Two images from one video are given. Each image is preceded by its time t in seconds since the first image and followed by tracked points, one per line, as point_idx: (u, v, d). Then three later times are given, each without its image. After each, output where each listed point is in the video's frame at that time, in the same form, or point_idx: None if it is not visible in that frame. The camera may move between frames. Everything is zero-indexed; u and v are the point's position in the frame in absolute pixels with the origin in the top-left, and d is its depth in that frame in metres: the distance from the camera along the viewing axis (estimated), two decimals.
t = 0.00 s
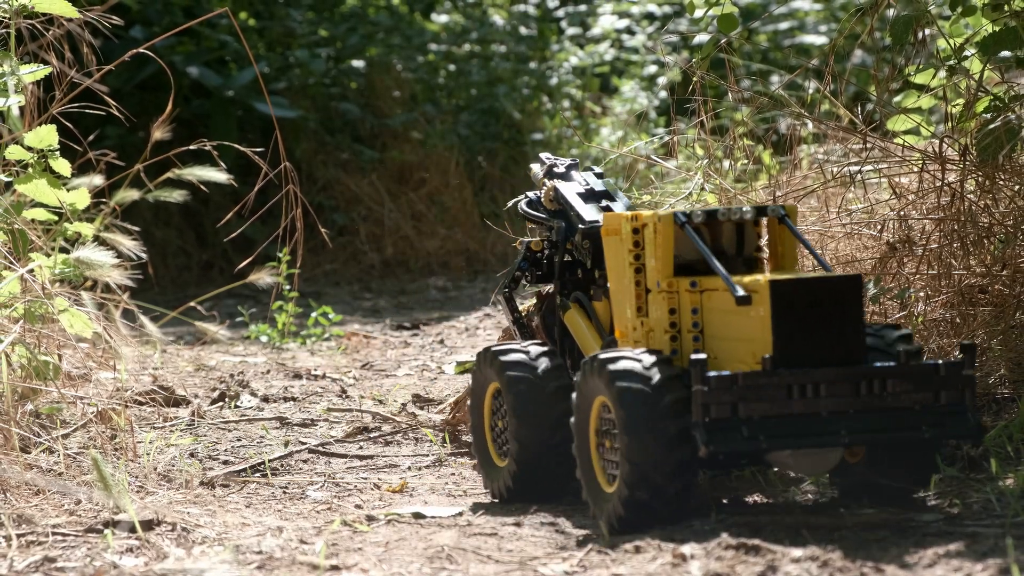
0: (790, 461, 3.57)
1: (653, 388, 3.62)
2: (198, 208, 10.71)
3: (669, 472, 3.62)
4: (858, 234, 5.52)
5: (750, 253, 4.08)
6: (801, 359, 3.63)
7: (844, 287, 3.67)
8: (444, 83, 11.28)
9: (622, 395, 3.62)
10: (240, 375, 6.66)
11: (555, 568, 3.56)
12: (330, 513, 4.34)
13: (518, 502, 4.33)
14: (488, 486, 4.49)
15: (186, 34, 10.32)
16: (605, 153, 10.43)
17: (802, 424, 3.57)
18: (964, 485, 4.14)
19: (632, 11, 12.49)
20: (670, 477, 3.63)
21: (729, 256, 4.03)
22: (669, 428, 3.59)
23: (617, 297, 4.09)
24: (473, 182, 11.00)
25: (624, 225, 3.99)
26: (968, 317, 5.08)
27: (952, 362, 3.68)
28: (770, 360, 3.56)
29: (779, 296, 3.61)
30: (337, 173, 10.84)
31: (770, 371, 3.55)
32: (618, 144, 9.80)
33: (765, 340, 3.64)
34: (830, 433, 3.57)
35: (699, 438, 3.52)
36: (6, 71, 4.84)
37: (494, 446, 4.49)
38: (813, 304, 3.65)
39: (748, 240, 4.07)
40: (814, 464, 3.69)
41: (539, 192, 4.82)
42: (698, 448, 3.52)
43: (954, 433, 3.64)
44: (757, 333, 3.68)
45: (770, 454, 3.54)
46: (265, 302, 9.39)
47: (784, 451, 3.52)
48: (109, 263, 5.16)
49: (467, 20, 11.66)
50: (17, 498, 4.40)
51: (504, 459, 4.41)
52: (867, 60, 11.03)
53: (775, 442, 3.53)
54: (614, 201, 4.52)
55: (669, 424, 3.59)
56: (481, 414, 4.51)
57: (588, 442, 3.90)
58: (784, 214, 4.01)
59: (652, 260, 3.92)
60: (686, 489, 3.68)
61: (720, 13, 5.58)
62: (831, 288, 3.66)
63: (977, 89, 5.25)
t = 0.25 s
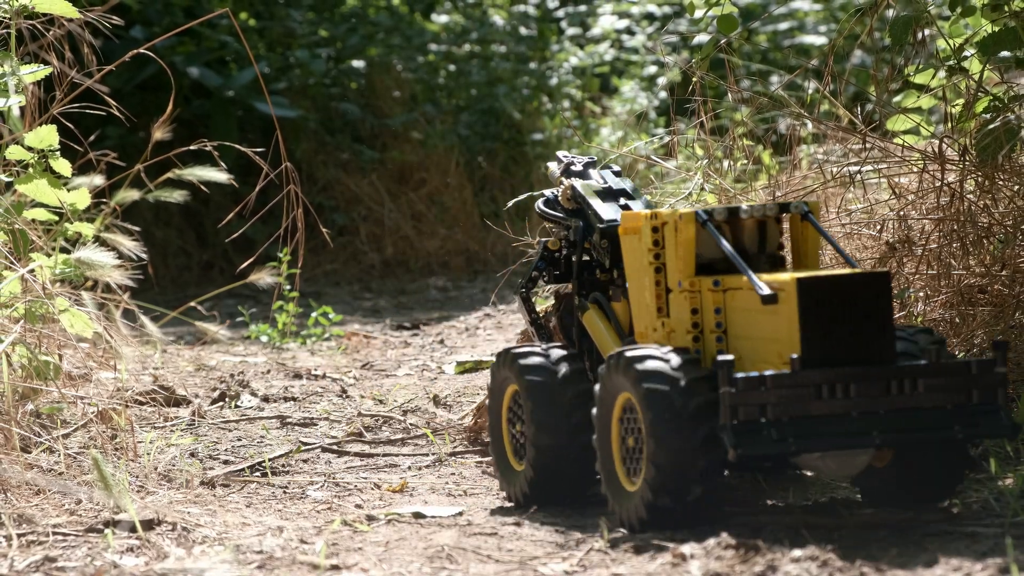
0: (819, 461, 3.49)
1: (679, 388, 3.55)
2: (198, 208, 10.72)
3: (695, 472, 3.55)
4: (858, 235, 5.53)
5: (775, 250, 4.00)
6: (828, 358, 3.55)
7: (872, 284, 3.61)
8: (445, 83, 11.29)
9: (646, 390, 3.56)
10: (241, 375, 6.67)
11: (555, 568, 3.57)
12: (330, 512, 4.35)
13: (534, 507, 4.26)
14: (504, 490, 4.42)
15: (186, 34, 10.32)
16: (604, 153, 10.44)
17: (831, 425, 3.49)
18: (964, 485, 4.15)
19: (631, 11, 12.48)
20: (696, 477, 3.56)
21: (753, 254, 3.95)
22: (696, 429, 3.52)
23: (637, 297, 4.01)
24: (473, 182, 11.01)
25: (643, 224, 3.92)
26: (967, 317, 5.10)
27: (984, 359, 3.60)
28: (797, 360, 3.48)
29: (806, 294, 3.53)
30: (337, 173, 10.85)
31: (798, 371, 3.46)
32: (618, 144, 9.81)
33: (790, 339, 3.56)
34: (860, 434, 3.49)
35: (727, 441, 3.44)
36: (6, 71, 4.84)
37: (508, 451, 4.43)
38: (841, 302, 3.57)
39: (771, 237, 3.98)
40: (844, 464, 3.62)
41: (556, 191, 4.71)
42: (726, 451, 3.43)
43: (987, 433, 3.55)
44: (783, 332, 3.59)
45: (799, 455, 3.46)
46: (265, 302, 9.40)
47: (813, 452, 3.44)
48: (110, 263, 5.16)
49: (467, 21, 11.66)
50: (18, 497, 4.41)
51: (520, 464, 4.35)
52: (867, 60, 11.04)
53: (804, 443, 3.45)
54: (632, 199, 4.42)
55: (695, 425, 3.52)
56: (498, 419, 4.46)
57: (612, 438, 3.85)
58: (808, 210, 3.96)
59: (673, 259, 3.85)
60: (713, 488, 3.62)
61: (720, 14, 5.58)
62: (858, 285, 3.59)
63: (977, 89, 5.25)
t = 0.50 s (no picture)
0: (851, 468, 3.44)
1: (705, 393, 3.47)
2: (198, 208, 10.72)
3: (720, 484, 3.46)
4: (858, 235, 5.54)
5: (798, 251, 3.95)
6: (861, 362, 3.50)
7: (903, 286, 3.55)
8: (445, 83, 11.29)
9: (671, 399, 3.47)
10: (241, 375, 6.68)
11: (555, 567, 3.58)
12: (330, 512, 4.35)
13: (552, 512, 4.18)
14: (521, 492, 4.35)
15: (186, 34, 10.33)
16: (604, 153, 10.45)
17: (864, 430, 3.44)
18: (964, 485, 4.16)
19: (631, 12, 12.47)
20: (720, 490, 3.48)
21: (777, 255, 3.90)
22: (723, 435, 3.44)
23: (657, 298, 3.95)
24: (473, 181, 11.01)
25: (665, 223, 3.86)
26: (967, 317, 5.11)
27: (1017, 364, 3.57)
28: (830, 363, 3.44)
29: (837, 296, 3.49)
30: (338, 173, 10.85)
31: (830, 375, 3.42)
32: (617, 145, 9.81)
33: (822, 342, 3.51)
34: (893, 440, 3.44)
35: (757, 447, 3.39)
36: (7, 71, 4.85)
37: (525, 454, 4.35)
38: (873, 305, 3.52)
39: (796, 238, 3.92)
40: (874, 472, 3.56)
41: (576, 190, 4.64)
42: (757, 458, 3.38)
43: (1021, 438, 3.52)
44: (813, 336, 3.54)
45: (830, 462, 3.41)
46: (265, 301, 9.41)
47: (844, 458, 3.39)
48: (110, 263, 5.17)
49: (467, 21, 11.66)
50: (18, 497, 4.41)
51: (537, 468, 4.27)
52: (867, 61, 11.05)
53: (836, 450, 3.40)
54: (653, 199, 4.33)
55: (721, 435, 3.44)
56: (514, 421, 4.36)
57: (633, 446, 3.75)
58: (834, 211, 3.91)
59: (697, 260, 3.79)
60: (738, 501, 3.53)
61: (720, 14, 5.58)
62: (890, 288, 3.54)
63: (977, 89, 5.26)
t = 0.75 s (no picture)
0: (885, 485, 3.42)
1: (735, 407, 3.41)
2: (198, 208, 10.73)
3: (749, 502, 3.44)
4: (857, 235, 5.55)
5: (828, 257, 3.87)
6: (897, 376, 3.44)
7: (939, 296, 3.48)
8: (445, 84, 11.30)
9: (702, 414, 3.41)
10: (242, 374, 6.68)
11: (555, 566, 3.59)
12: (330, 512, 4.36)
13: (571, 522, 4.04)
14: (541, 505, 4.21)
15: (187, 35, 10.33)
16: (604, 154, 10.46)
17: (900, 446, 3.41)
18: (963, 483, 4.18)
19: (631, 12, 12.47)
20: (748, 508, 3.45)
21: (804, 262, 3.82)
22: (755, 451, 3.40)
23: (682, 307, 3.90)
24: (473, 182, 11.03)
25: (691, 230, 3.78)
26: (965, 317, 5.13)
27: None
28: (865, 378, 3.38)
29: (871, 306, 3.40)
30: (338, 173, 10.86)
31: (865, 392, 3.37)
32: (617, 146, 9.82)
33: (854, 355, 3.43)
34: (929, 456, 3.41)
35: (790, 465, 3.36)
36: (8, 72, 4.86)
37: (548, 463, 4.22)
38: (909, 317, 3.46)
39: (824, 245, 3.86)
40: (908, 487, 3.53)
41: (595, 192, 4.54)
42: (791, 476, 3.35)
43: None
44: (845, 347, 3.46)
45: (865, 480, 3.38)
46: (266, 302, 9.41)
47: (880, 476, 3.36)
48: (110, 264, 5.18)
49: (467, 22, 11.66)
50: (19, 496, 4.42)
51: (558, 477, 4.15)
52: (867, 61, 11.07)
53: (871, 468, 3.38)
54: (675, 200, 4.24)
55: (752, 453, 3.40)
56: (534, 430, 4.26)
57: (661, 458, 3.70)
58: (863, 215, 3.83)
59: (724, 268, 3.71)
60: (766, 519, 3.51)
61: (720, 14, 5.59)
62: (925, 298, 3.48)
63: (976, 90, 5.26)
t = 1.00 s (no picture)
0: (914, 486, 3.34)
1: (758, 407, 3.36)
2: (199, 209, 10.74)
3: (773, 502, 3.39)
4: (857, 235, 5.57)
5: (850, 257, 3.81)
6: (925, 374, 3.39)
7: (967, 295, 3.44)
8: (445, 84, 11.31)
9: (724, 414, 3.37)
10: (242, 374, 6.69)
11: (555, 566, 3.59)
12: (331, 511, 4.37)
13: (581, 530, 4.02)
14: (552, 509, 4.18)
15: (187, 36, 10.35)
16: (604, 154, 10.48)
17: (927, 446, 3.36)
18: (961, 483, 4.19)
19: (631, 12, 12.48)
20: (772, 507, 3.40)
21: (827, 261, 3.77)
22: (779, 451, 3.36)
23: (699, 306, 3.83)
24: (474, 182, 11.04)
25: (711, 228, 3.72)
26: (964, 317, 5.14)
27: None
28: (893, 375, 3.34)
29: (900, 304, 3.36)
30: (338, 174, 10.88)
31: (894, 389, 3.33)
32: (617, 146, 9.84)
33: (881, 352, 3.39)
34: (955, 456, 3.37)
35: (817, 463, 3.31)
36: (9, 72, 4.86)
37: (561, 468, 4.17)
38: (937, 315, 3.41)
39: (847, 244, 3.79)
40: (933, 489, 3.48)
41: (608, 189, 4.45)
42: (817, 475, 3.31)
43: None
44: (872, 346, 3.42)
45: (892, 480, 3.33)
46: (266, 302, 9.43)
47: (907, 476, 3.31)
48: (111, 264, 5.19)
49: (467, 22, 11.67)
50: (19, 496, 4.42)
51: (571, 481, 4.10)
52: (867, 61, 11.09)
53: (899, 467, 3.32)
54: (691, 199, 4.16)
55: (775, 452, 3.35)
56: (546, 432, 4.20)
57: (680, 459, 3.66)
58: (887, 215, 3.78)
59: (746, 266, 3.65)
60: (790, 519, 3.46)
61: (720, 15, 5.59)
62: (954, 297, 3.43)
63: (975, 90, 5.27)
